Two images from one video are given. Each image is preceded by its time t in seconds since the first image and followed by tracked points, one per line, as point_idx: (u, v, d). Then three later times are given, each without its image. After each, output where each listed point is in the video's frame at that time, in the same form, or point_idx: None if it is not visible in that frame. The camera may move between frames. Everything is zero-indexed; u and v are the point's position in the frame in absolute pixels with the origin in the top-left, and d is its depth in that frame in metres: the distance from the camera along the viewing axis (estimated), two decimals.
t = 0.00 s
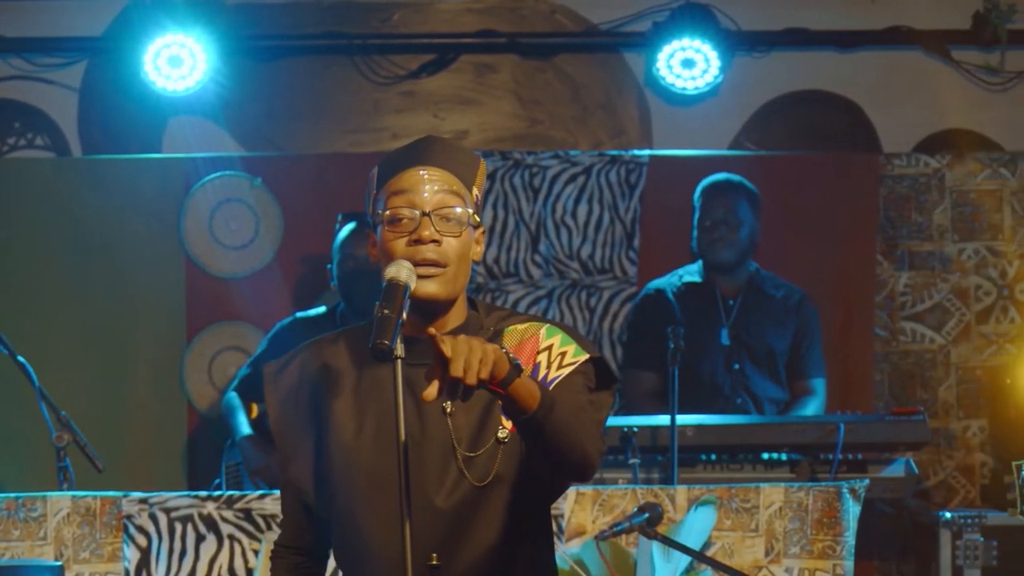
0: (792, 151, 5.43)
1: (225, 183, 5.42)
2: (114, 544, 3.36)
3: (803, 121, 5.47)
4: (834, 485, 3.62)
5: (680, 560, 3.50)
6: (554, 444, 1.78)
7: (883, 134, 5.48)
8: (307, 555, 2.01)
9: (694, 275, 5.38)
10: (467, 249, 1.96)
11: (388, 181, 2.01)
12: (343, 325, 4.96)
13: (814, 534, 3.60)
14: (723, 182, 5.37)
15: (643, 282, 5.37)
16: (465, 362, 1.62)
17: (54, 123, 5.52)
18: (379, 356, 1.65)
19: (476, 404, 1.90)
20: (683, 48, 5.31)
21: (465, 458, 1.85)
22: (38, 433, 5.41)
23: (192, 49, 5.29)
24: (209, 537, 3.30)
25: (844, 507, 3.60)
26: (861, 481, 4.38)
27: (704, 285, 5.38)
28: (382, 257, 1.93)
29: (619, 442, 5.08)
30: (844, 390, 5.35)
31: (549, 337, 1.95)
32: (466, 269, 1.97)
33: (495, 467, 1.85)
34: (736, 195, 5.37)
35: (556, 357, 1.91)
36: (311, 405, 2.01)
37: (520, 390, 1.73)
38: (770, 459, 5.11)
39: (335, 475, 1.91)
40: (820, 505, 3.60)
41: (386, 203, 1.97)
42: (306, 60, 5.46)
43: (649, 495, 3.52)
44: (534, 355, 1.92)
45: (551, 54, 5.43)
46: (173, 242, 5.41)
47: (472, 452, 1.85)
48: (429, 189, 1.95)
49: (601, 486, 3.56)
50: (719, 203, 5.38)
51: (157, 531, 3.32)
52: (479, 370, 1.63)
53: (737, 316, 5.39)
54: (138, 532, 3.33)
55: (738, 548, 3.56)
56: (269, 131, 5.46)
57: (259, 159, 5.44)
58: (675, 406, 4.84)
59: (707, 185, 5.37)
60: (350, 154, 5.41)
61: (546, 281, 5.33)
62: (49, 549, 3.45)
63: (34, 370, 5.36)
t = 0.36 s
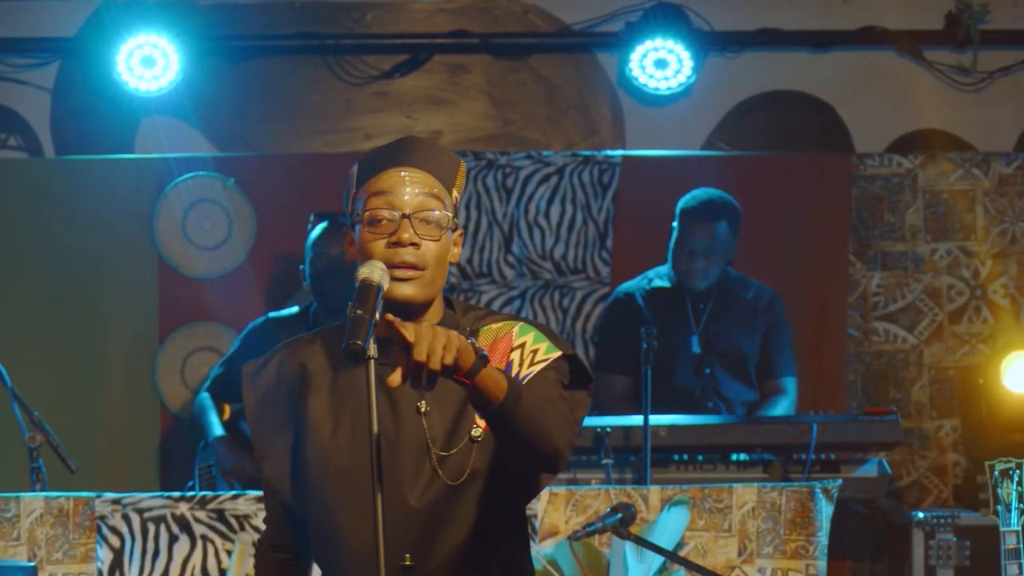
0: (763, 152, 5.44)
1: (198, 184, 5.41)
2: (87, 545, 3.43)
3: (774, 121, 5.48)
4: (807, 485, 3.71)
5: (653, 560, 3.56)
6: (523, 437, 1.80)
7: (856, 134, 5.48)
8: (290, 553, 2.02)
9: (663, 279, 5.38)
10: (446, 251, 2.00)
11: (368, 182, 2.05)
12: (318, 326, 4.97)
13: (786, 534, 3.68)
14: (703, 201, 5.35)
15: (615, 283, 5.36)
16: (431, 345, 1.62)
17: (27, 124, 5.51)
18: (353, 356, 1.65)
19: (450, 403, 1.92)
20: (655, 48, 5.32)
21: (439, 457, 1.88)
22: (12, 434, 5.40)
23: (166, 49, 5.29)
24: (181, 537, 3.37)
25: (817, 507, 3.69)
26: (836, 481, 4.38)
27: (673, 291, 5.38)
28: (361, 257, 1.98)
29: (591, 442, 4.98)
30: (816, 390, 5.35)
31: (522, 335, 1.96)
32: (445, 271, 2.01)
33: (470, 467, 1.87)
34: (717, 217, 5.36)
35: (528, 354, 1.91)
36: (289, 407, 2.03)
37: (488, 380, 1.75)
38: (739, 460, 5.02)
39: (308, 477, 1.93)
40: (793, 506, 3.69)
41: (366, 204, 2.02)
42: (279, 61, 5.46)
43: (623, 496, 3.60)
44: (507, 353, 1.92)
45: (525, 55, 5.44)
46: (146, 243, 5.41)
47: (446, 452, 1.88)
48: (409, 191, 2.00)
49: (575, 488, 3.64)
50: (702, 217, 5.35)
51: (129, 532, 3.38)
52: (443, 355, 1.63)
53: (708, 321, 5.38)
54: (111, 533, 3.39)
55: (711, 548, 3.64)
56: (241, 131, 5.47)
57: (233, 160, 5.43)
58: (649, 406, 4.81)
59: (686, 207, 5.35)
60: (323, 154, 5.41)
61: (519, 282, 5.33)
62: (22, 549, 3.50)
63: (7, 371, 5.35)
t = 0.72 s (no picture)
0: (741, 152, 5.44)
1: (176, 184, 5.43)
2: (66, 545, 3.36)
3: (752, 122, 5.48)
4: (785, 485, 3.68)
5: (631, 560, 3.53)
6: (495, 436, 1.77)
7: (834, 134, 5.49)
8: (272, 554, 2.06)
9: (640, 280, 5.37)
10: (422, 254, 2.00)
11: (348, 182, 2.05)
12: (293, 326, 4.97)
13: (765, 534, 3.66)
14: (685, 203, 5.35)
15: (593, 284, 5.35)
16: (392, 340, 1.61)
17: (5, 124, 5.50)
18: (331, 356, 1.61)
19: (424, 405, 1.94)
20: (633, 48, 5.32)
21: (416, 457, 1.89)
22: None
23: (143, 49, 5.29)
24: (159, 538, 3.35)
25: (794, 507, 3.68)
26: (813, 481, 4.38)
27: (650, 292, 5.38)
28: (337, 257, 1.97)
29: (569, 442, 4.98)
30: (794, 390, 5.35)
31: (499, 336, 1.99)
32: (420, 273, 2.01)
33: (447, 466, 1.88)
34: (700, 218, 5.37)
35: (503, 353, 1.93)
36: (271, 410, 2.02)
37: (455, 378, 1.72)
38: (716, 460, 5.01)
39: (290, 480, 1.94)
40: (770, 505, 3.67)
41: (344, 203, 2.02)
42: (257, 61, 5.46)
43: (601, 496, 3.59)
44: (484, 353, 1.95)
45: (503, 55, 5.44)
46: (125, 243, 5.41)
47: (422, 452, 1.89)
48: (387, 192, 2.00)
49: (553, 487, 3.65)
50: (682, 218, 5.36)
51: (108, 533, 3.35)
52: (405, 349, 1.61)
53: (685, 319, 5.41)
54: (89, 533, 3.36)
55: (689, 548, 3.64)
56: (218, 130, 5.47)
57: (212, 160, 5.43)
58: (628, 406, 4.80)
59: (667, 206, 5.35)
60: (301, 154, 5.41)
61: (496, 282, 5.33)
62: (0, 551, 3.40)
63: None
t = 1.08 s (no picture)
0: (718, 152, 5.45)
1: (153, 184, 5.42)
2: (44, 547, 3.35)
3: (730, 121, 5.49)
4: (764, 485, 3.69)
5: (610, 560, 3.53)
6: (493, 441, 1.81)
7: (813, 134, 5.50)
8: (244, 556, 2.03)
9: (620, 276, 5.37)
10: (400, 254, 2.00)
11: (326, 180, 2.05)
12: (270, 326, 4.96)
13: (743, 534, 3.66)
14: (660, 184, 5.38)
15: (571, 282, 5.35)
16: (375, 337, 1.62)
17: None
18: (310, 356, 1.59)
19: (404, 402, 1.92)
20: (612, 48, 5.32)
21: (397, 458, 1.88)
22: None
23: (120, 50, 5.28)
24: (138, 538, 3.34)
25: (773, 507, 3.67)
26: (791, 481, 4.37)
27: (631, 287, 5.39)
28: (314, 256, 1.97)
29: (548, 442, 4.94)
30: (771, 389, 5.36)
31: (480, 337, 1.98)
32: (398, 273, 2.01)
33: (429, 467, 1.87)
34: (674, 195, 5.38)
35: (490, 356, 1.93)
36: (243, 412, 2.01)
37: (446, 384, 1.75)
38: (695, 460, 4.95)
39: (263, 481, 1.93)
40: (749, 505, 3.67)
41: (322, 202, 2.01)
42: (235, 62, 5.46)
43: (580, 496, 3.61)
44: (467, 355, 1.95)
45: (481, 56, 5.45)
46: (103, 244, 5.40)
47: (404, 452, 1.88)
48: (365, 192, 2.00)
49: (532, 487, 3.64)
50: (659, 201, 5.38)
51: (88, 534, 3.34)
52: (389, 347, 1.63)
53: (664, 315, 5.40)
54: (67, 535, 3.35)
55: (668, 548, 3.63)
56: (196, 131, 5.47)
57: (190, 160, 5.44)
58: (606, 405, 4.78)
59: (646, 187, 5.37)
60: (279, 155, 5.42)
61: (475, 282, 5.32)
62: None
63: None
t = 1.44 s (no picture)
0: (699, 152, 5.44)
1: (133, 184, 5.41)
2: (23, 546, 3.34)
3: (710, 122, 5.48)
4: (743, 485, 3.66)
5: (589, 560, 3.51)
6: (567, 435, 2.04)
7: (793, 134, 5.50)
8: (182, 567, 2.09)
9: (600, 275, 5.36)
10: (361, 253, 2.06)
11: (277, 185, 2.09)
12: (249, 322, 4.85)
13: (723, 534, 3.64)
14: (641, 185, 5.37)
15: (551, 281, 5.35)
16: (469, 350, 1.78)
17: None
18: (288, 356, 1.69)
19: (376, 409, 2.08)
20: (591, 49, 5.33)
21: (368, 461, 2.03)
22: None
23: (100, 51, 5.29)
24: (118, 538, 3.20)
25: (753, 507, 3.64)
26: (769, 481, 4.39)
27: (612, 287, 5.37)
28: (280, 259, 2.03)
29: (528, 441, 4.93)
30: (751, 390, 5.35)
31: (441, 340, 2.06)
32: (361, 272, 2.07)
33: (402, 469, 2.03)
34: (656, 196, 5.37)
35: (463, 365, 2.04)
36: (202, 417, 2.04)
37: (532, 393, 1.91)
38: (677, 461, 4.85)
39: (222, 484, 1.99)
40: (729, 505, 3.65)
41: (281, 205, 2.06)
42: (214, 62, 5.46)
43: (559, 496, 3.59)
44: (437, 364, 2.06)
45: (460, 56, 5.44)
46: (83, 244, 5.40)
47: (375, 455, 2.03)
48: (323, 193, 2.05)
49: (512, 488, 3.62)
50: (642, 203, 5.37)
51: (65, 533, 3.24)
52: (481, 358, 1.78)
53: (644, 316, 5.39)
54: (47, 534, 3.25)
55: (648, 548, 3.62)
56: (175, 131, 5.47)
57: (168, 160, 5.44)
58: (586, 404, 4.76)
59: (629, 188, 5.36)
60: (259, 155, 5.42)
61: (454, 282, 5.32)
62: None
63: None
